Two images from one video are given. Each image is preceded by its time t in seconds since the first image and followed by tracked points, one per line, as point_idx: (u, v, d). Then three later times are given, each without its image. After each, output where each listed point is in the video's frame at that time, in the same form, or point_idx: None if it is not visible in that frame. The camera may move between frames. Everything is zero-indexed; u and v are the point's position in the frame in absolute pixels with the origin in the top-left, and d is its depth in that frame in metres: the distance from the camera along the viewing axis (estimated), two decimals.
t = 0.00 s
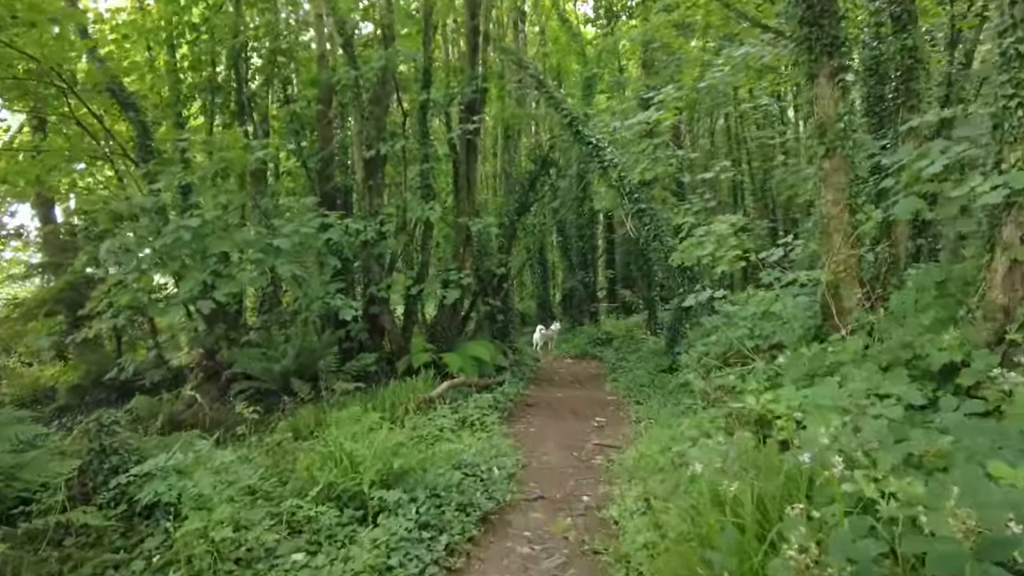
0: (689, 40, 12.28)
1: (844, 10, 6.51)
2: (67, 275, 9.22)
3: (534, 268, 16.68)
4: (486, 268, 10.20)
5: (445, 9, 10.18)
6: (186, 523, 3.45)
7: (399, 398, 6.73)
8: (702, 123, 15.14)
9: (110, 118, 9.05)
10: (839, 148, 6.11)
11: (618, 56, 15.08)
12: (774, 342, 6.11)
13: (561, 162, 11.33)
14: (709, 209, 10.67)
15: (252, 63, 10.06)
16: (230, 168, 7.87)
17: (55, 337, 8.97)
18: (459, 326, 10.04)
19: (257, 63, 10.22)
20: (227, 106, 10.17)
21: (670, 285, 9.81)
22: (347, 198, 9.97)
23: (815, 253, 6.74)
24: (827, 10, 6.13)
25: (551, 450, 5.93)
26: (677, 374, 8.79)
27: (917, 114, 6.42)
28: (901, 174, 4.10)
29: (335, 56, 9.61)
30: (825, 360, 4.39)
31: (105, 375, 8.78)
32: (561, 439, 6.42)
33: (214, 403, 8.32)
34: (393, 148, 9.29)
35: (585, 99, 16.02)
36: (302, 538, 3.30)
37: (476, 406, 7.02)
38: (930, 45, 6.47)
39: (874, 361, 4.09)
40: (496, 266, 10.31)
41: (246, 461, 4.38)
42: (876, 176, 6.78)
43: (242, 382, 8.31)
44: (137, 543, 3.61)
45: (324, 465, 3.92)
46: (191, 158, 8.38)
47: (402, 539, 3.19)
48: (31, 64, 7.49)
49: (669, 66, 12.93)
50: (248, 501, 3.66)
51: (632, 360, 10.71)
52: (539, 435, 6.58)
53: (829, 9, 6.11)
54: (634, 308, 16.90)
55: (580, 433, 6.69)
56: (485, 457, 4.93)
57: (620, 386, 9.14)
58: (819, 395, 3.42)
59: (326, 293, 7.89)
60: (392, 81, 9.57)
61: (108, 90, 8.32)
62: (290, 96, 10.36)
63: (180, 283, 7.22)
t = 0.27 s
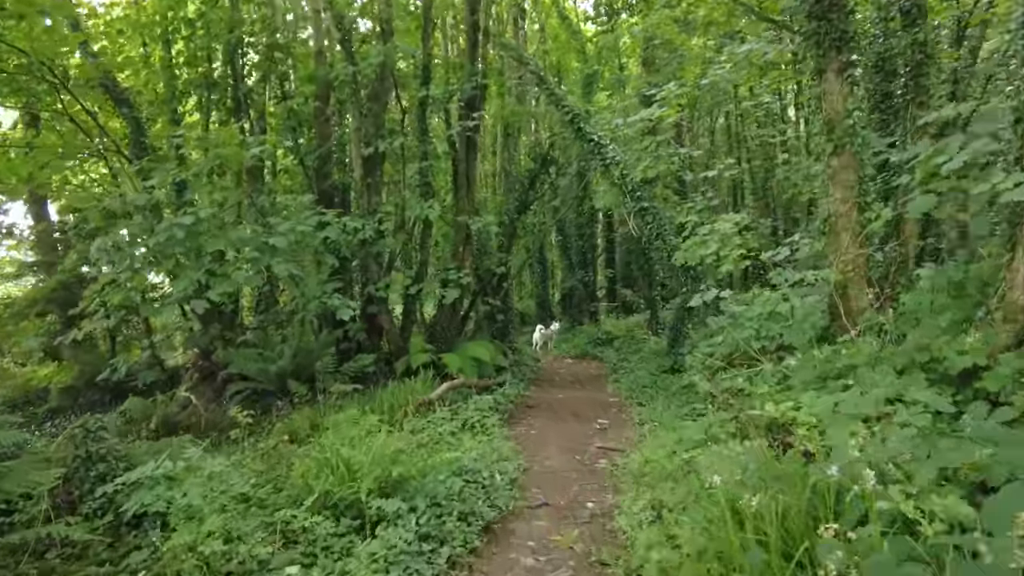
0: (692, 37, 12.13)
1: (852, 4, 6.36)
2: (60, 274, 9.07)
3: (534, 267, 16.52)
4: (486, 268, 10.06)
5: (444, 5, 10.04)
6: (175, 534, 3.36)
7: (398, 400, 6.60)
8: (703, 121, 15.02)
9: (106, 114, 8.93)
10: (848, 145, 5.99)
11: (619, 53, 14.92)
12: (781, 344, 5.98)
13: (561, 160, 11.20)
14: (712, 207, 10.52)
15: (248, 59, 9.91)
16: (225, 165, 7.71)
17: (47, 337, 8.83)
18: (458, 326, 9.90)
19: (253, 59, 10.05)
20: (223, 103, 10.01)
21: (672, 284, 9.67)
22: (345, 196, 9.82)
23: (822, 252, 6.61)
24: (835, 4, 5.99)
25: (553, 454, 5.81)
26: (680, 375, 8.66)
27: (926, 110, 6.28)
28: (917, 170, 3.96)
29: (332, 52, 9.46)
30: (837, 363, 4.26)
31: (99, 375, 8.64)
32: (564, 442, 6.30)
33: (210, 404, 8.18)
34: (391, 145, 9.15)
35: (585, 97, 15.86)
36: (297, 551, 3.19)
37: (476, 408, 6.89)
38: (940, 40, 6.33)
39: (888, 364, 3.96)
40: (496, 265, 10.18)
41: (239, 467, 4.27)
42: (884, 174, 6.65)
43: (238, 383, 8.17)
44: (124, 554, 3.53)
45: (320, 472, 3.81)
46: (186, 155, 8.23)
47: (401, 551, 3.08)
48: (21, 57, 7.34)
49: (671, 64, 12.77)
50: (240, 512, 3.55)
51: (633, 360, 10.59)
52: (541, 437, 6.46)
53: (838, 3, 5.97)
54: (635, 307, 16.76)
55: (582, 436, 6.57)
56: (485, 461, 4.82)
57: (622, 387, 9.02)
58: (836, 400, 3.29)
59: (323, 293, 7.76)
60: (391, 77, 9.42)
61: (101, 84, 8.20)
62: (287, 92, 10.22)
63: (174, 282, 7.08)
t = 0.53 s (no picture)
0: (691, 35, 12.04)
1: None
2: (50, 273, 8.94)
3: (531, 266, 16.43)
4: (483, 267, 9.98)
5: (442, 1, 9.94)
6: (163, 541, 3.23)
7: (394, 402, 6.51)
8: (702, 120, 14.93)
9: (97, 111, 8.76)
10: (851, 143, 5.91)
11: (617, 51, 14.83)
12: (782, 345, 5.90)
13: (559, 159, 11.12)
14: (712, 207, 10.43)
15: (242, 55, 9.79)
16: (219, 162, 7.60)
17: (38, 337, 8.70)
18: (455, 326, 9.80)
19: (248, 55, 9.94)
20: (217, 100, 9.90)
21: (672, 284, 9.58)
22: (341, 194, 9.74)
23: (823, 250, 6.53)
24: None
25: (552, 456, 5.73)
26: (679, 376, 8.58)
27: (929, 108, 6.20)
28: (924, 167, 3.87)
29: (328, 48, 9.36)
30: (841, 364, 4.19)
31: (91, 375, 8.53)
32: (562, 444, 6.22)
33: (205, 406, 8.10)
34: (387, 143, 9.05)
35: (583, 95, 15.78)
36: (290, 558, 3.10)
37: (473, 409, 6.81)
38: (944, 37, 6.25)
39: (893, 365, 3.89)
40: (493, 264, 10.10)
41: (230, 473, 4.17)
42: (886, 172, 6.58)
43: (233, 383, 8.07)
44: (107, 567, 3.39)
45: (314, 478, 3.72)
46: (179, 152, 8.13)
47: (398, 561, 3.00)
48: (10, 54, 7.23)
49: (670, 62, 12.69)
50: (229, 519, 3.44)
51: (632, 361, 10.54)
52: (539, 439, 6.39)
53: None
54: (632, 307, 16.70)
55: (580, 438, 6.49)
56: (483, 465, 4.75)
57: (620, 387, 8.95)
58: (845, 404, 3.21)
59: (318, 292, 7.66)
60: (387, 75, 9.32)
61: (92, 79, 8.02)
62: (281, 89, 10.12)
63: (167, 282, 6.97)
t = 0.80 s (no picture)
0: (688, 34, 11.96)
1: None
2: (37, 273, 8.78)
3: (527, 266, 16.33)
4: (479, 267, 9.89)
5: None
6: (143, 552, 3.15)
7: (388, 403, 6.42)
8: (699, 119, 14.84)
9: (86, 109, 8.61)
10: (851, 140, 5.83)
11: (614, 50, 14.75)
12: (781, 345, 5.83)
13: (556, 158, 11.02)
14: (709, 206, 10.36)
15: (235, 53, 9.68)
16: (210, 161, 7.48)
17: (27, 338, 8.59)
18: (451, 327, 9.71)
19: (240, 53, 9.83)
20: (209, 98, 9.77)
21: (669, 284, 9.50)
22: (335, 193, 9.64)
23: (823, 249, 6.46)
24: None
25: (549, 459, 5.64)
26: (677, 377, 8.50)
27: (931, 105, 6.12)
28: (930, 162, 3.79)
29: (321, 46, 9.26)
30: (843, 365, 4.11)
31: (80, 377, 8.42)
32: (559, 446, 6.14)
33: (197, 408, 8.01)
34: (382, 141, 8.96)
35: (579, 94, 15.69)
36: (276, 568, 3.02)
37: (469, 410, 6.71)
38: (944, 33, 6.18)
39: (897, 366, 3.81)
40: (489, 265, 10.00)
41: (216, 478, 4.08)
42: (887, 170, 6.51)
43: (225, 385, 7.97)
44: None
45: (303, 483, 3.64)
46: (170, 151, 8.02)
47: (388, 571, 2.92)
48: None
49: (666, 61, 12.62)
50: (214, 526, 3.37)
51: (629, 361, 10.46)
52: (536, 442, 6.30)
53: None
54: (629, 307, 16.64)
55: (578, 439, 6.41)
56: (478, 469, 4.67)
57: (618, 388, 8.87)
58: (853, 406, 3.12)
59: (311, 293, 7.56)
60: (382, 72, 9.23)
61: (81, 76, 7.80)
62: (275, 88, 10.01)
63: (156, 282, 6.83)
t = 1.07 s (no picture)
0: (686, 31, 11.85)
1: None
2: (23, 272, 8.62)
3: (523, 266, 16.21)
4: (475, 267, 9.76)
5: None
6: (116, 566, 3.03)
7: (382, 406, 6.29)
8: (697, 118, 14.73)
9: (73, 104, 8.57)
10: (853, 137, 5.71)
11: (610, 49, 14.64)
12: (781, 346, 5.73)
13: (552, 156, 10.89)
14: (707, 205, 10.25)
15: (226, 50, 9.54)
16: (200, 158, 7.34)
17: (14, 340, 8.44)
18: (446, 328, 9.59)
19: (232, 49, 9.69)
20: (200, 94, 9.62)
21: (667, 284, 9.38)
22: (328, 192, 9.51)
23: (824, 248, 6.35)
24: None
25: (545, 463, 5.52)
26: (676, 378, 8.39)
27: (934, 102, 6.01)
28: (938, 157, 3.67)
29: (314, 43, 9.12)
30: (849, 367, 3.98)
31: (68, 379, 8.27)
32: (555, 450, 6.02)
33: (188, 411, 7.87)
34: (375, 139, 8.82)
35: (576, 93, 15.56)
36: None
37: (464, 413, 6.58)
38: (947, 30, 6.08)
39: (904, 368, 3.70)
40: (485, 265, 9.87)
41: (198, 486, 3.97)
42: (888, 168, 6.41)
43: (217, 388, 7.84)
44: None
45: (289, 490, 3.55)
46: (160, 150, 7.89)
47: None
48: None
49: (664, 60, 12.51)
50: (195, 537, 3.27)
51: (627, 362, 10.35)
52: (532, 445, 6.18)
53: None
54: (626, 308, 16.54)
55: (574, 442, 6.28)
56: (472, 475, 4.56)
57: (615, 390, 8.76)
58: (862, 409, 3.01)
59: (304, 293, 7.43)
60: (376, 69, 9.09)
61: (66, 72, 7.72)
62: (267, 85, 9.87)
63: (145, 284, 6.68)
